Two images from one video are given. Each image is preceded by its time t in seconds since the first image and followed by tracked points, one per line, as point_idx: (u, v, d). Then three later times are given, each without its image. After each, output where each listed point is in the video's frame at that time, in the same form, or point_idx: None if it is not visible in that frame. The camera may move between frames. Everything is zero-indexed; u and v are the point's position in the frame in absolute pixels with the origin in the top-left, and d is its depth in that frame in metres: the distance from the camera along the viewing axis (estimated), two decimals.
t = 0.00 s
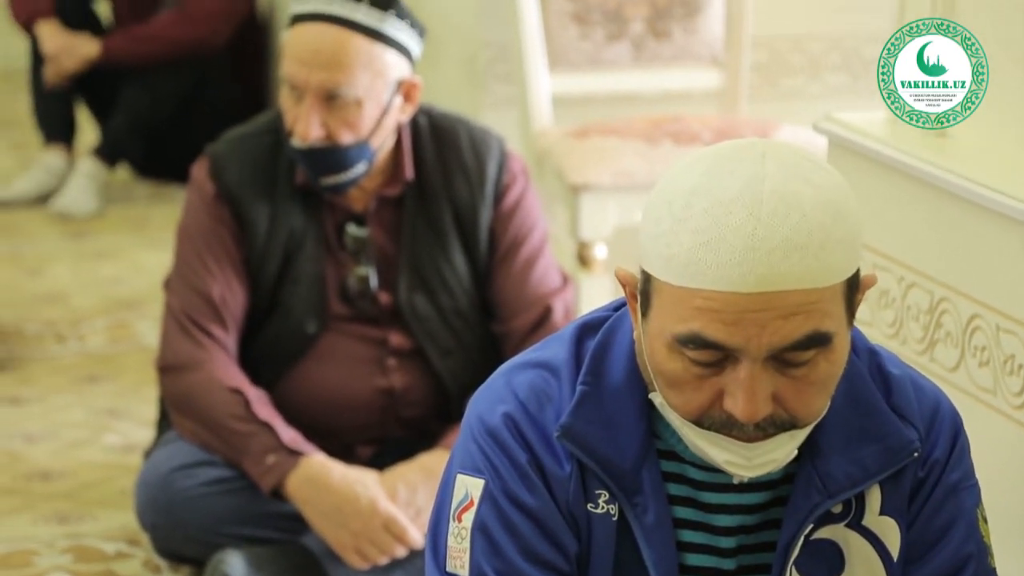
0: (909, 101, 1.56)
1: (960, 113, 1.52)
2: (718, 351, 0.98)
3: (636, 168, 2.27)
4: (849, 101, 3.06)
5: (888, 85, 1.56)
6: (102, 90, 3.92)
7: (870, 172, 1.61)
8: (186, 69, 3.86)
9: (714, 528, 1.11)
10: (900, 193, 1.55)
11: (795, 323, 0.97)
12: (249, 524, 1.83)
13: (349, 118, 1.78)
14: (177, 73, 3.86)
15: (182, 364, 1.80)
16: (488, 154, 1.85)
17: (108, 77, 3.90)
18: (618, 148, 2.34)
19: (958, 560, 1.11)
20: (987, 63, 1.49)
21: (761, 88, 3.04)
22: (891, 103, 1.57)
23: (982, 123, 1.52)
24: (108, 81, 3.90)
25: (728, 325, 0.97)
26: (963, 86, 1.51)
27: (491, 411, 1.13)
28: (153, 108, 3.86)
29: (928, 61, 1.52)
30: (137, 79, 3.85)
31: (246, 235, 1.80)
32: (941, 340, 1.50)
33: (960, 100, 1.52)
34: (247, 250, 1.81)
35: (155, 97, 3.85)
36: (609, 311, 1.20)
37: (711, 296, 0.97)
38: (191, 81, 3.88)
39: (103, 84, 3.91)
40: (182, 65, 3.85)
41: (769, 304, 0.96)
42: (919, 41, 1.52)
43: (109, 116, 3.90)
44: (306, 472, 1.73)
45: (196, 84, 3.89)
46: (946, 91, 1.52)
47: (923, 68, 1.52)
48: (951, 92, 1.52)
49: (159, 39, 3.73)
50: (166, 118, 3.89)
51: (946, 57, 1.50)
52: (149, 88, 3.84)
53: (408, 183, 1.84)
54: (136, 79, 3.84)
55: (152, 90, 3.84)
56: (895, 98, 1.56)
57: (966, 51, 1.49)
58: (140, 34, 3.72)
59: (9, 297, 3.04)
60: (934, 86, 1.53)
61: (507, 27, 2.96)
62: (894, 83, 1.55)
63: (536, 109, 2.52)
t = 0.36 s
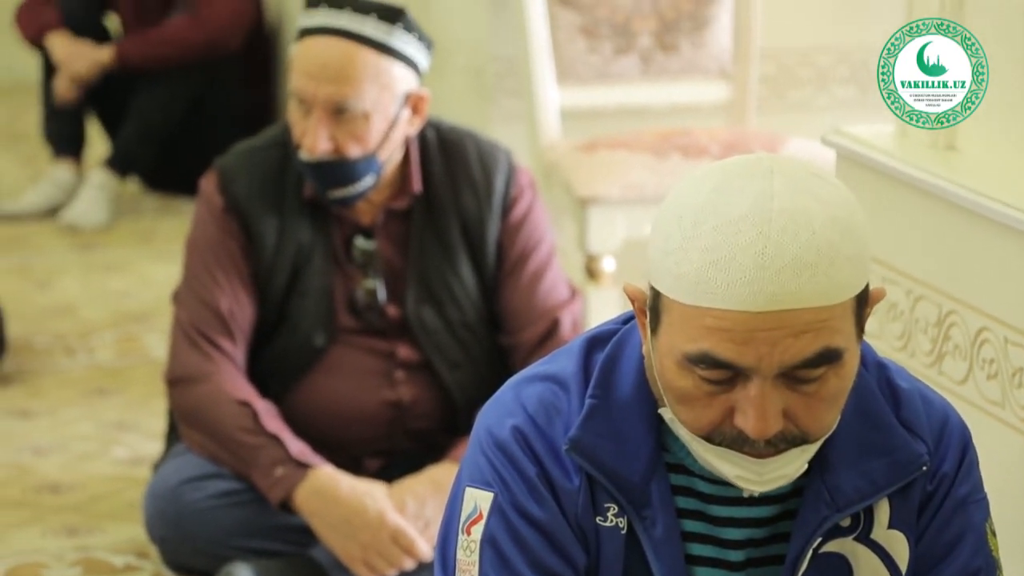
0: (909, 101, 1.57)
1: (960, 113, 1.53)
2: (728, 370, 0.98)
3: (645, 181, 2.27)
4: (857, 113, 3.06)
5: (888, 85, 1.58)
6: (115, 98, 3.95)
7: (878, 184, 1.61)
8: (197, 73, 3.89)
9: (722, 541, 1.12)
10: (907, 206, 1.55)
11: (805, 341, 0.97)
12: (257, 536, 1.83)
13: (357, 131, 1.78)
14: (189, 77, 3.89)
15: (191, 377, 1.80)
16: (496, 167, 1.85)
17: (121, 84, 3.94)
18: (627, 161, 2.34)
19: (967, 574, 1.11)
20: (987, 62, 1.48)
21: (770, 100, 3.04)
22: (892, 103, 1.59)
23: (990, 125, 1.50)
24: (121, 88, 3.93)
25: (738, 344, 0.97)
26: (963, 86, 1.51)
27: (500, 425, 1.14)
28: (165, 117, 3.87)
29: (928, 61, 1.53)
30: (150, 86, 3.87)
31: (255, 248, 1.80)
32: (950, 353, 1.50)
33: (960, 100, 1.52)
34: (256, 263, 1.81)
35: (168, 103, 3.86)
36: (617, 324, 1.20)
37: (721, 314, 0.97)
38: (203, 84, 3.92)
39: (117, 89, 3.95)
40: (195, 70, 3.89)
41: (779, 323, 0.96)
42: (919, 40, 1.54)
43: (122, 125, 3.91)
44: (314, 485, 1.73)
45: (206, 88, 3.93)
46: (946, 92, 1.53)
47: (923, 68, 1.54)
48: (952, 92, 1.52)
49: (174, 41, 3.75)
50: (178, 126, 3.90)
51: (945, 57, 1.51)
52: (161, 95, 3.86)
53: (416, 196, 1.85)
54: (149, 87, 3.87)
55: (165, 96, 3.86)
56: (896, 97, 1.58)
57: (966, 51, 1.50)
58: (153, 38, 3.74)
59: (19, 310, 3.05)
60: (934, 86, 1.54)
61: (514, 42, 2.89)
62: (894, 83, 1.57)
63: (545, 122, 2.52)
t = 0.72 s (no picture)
0: (910, 101, 1.56)
1: (960, 113, 1.54)
2: (733, 379, 0.99)
3: (650, 188, 2.28)
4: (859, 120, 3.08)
5: (888, 85, 1.56)
6: (135, 109, 3.94)
7: (883, 192, 1.62)
8: (213, 73, 3.86)
9: (726, 547, 1.12)
10: (911, 213, 1.56)
11: (810, 351, 0.98)
12: (262, 541, 1.83)
13: (363, 139, 1.79)
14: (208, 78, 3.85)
15: (197, 384, 1.81)
16: (501, 175, 1.86)
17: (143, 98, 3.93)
18: (632, 170, 2.34)
19: None
20: (986, 63, 1.49)
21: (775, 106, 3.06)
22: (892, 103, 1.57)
23: (992, 130, 1.51)
24: (142, 97, 3.92)
25: (742, 354, 0.98)
26: (963, 86, 1.51)
27: (504, 432, 1.14)
28: (185, 122, 3.81)
29: (928, 61, 1.52)
30: (169, 92, 3.85)
31: (261, 256, 1.81)
32: (954, 360, 1.50)
33: (960, 100, 1.52)
34: (262, 270, 1.82)
35: (188, 107, 3.82)
36: (622, 331, 1.21)
37: (726, 325, 0.98)
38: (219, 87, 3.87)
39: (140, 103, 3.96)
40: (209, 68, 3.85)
41: (784, 333, 0.97)
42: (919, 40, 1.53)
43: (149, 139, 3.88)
44: (321, 490, 1.74)
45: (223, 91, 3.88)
46: (946, 91, 1.52)
47: (923, 68, 1.53)
48: (952, 92, 1.52)
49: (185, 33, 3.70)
50: (200, 131, 3.86)
51: (946, 57, 1.51)
52: (180, 97, 3.82)
53: (421, 203, 1.86)
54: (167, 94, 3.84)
55: (182, 98, 3.81)
56: (896, 97, 1.56)
57: (967, 51, 1.50)
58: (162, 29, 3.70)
59: (25, 316, 3.06)
60: (934, 86, 1.53)
61: (518, 47, 2.94)
62: (894, 83, 1.55)
63: (549, 129, 2.53)
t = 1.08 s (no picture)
0: (909, 101, 1.55)
1: (960, 113, 1.54)
2: (738, 387, 0.99)
3: (656, 196, 2.28)
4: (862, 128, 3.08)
5: (887, 86, 1.55)
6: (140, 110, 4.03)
7: (888, 199, 1.62)
8: (207, 78, 3.90)
9: (731, 555, 1.12)
10: (916, 221, 1.56)
11: (815, 359, 0.98)
12: (266, 548, 1.84)
13: (368, 146, 1.80)
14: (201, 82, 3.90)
15: (202, 390, 1.81)
16: (506, 182, 1.86)
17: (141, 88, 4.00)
18: (636, 178, 2.35)
19: None
20: (987, 62, 1.49)
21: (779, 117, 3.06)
22: (892, 103, 1.56)
23: (995, 137, 1.51)
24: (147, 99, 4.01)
25: (746, 362, 0.98)
26: (964, 86, 1.51)
27: (510, 439, 1.14)
28: (184, 122, 3.88)
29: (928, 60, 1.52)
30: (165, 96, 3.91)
31: (266, 262, 1.81)
32: (958, 367, 1.50)
33: (960, 100, 1.52)
34: (266, 276, 1.82)
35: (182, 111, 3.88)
36: (626, 339, 1.21)
37: (731, 333, 0.98)
38: (217, 83, 3.92)
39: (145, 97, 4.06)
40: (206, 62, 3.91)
41: (790, 341, 0.97)
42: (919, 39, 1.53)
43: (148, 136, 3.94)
44: (326, 497, 1.74)
45: (221, 87, 3.93)
46: (946, 92, 1.53)
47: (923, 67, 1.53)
48: (952, 92, 1.52)
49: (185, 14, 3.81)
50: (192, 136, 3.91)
51: (946, 57, 1.51)
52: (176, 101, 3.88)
53: (426, 210, 1.86)
54: (168, 91, 3.90)
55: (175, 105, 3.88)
56: (895, 98, 1.56)
57: (967, 51, 1.50)
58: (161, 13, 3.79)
59: (31, 323, 3.07)
60: (934, 86, 1.53)
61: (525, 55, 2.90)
62: (894, 83, 1.54)
63: (554, 136, 2.53)
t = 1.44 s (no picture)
0: (909, 101, 1.54)
1: (960, 113, 1.53)
2: (743, 397, 0.99)
3: (661, 206, 2.28)
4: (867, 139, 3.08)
5: (887, 86, 1.53)
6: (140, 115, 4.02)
7: (895, 210, 1.61)
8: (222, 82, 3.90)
9: (736, 565, 1.12)
10: (922, 231, 1.56)
11: (820, 369, 0.98)
12: (270, 559, 1.83)
13: (374, 155, 1.80)
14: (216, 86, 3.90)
15: (206, 399, 1.81)
16: (512, 191, 1.86)
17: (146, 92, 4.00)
18: (642, 188, 2.35)
19: None
20: (988, 62, 1.50)
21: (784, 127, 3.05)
22: (891, 103, 1.54)
23: (1002, 141, 1.51)
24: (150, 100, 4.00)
25: (751, 372, 0.98)
26: (963, 86, 1.51)
27: (515, 449, 1.14)
28: (197, 126, 3.86)
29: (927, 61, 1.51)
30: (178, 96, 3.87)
31: (271, 271, 1.81)
32: (964, 379, 1.50)
33: (960, 100, 1.52)
34: (272, 285, 1.82)
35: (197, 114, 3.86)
36: (632, 349, 1.21)
37: (736, 343, 0.97)
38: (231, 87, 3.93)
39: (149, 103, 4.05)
40: (216, 72, 3.90)
41: (795, 352, 0.97)
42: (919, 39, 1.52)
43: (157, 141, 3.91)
44: (331, 507, 1.74)
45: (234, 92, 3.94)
46: (946, 92, 1.52)
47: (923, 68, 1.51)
48: (952, 92, 1.52)
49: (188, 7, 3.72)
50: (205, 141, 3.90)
51: (946, 57, 1.51)
52: (191, 103, 3.85)
53: (432, 219, 1.86)
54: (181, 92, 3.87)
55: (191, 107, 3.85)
56: (895, 98, 1.53)
57: (967, 51, 1.51)
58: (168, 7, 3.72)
59: (36, 333, 3.07)
60: (934, 86, 1.52)
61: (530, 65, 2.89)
62: (894, 83, 1.53)
63: (560, 146, 2.53)
